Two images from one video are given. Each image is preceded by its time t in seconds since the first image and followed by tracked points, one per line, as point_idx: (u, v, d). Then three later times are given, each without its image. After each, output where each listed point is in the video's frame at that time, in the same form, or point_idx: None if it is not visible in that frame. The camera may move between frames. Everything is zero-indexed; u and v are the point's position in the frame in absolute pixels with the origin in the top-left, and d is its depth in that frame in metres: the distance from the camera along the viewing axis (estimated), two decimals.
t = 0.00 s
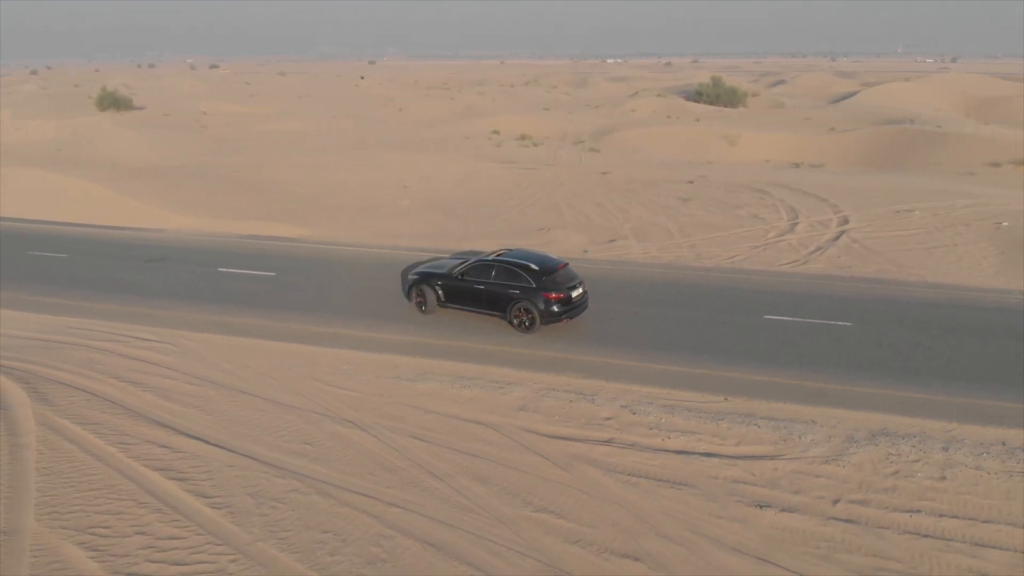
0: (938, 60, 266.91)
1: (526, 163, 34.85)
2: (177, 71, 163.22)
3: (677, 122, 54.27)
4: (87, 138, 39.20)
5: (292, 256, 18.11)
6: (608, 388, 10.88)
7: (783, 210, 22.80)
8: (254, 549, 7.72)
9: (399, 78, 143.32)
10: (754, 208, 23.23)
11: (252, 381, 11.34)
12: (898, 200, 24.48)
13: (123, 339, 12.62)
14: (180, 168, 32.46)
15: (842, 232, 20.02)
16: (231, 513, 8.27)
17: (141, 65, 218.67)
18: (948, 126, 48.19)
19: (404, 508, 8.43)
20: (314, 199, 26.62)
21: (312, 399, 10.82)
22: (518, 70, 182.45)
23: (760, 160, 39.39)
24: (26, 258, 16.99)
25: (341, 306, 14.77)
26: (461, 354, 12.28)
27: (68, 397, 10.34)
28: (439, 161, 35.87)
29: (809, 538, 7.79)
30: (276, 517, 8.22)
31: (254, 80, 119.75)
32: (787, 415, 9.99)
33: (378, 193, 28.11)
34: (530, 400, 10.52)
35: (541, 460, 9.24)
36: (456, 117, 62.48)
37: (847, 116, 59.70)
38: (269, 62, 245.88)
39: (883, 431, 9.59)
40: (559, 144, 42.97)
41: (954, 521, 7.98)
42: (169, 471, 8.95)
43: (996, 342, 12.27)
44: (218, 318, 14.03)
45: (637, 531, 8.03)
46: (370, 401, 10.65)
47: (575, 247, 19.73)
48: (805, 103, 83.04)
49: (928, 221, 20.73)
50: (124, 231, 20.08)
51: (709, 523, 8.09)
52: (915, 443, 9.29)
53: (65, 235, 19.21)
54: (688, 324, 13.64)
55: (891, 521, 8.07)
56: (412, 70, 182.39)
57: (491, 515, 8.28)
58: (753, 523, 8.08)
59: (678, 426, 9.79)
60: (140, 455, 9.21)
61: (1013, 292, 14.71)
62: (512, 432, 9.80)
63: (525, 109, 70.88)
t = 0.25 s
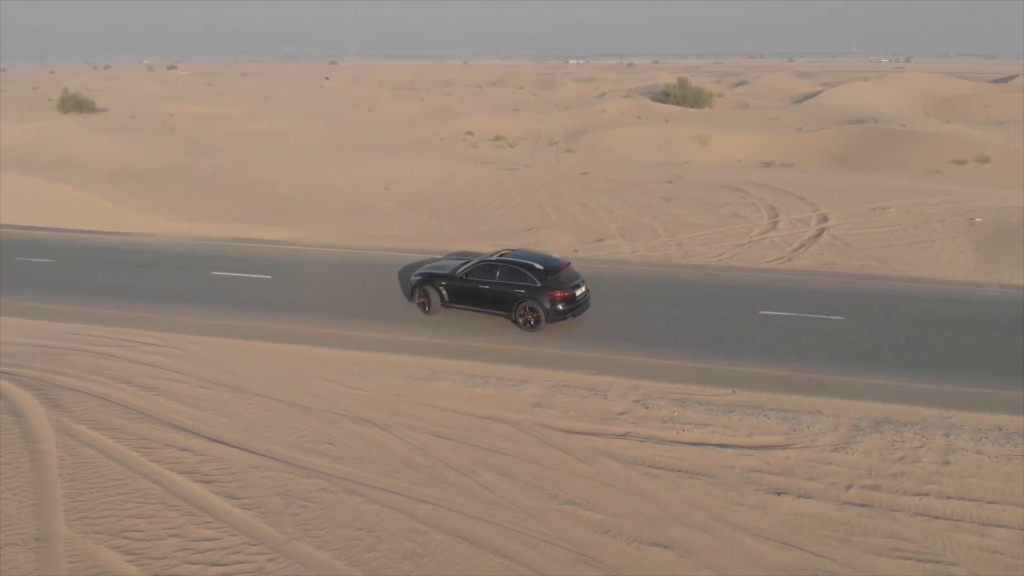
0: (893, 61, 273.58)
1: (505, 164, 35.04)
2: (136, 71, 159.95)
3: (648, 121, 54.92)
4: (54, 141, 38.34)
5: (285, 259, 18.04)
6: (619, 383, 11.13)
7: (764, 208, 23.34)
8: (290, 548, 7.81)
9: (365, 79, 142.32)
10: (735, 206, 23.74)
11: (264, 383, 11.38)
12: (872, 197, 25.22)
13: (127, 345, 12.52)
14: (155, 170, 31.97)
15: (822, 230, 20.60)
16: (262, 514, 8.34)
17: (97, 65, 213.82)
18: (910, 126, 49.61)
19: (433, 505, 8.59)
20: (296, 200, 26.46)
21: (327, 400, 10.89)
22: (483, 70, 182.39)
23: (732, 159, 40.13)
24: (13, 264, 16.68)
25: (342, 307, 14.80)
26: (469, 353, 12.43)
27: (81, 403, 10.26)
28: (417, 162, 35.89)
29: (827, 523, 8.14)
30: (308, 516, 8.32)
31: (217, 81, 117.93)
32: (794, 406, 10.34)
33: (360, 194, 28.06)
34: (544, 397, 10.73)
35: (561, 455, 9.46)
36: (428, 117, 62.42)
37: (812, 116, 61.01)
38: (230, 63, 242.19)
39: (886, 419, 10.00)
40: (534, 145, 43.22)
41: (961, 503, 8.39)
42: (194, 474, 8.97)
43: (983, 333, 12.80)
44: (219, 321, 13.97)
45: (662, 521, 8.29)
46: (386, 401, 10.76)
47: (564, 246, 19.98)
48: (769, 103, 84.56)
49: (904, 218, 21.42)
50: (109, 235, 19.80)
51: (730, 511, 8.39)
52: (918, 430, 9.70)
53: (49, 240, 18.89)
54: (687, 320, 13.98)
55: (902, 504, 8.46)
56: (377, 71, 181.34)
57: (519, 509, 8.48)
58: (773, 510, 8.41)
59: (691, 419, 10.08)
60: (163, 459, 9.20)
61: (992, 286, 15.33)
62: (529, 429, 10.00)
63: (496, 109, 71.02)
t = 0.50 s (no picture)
0: (843, 61, 280.59)
1: (480, 165, 35.21)
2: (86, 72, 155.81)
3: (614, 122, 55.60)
4: (14, 144, 37.26)
5: (276, 262, 17.95)
6: (628, 378, 11.45)
7: (741, 206, 23.95)
8: (331, 546, 7.93)
9: (323, 80, 140.82)
10: (713, 205, 24.31)
11: (278, 384, 11.41)
12: (842, 195, 26.05)
13: (132, 350, 12.41)
14: (125, 173, 31.35)
15: (800, 227, 21.25)
16: (298, 513, 8.44)
17: (43, 66, 207.61)
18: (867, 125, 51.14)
19: (465, 500, 8.78)
20: (276, 203, 26.26)
21: (344, 400, 10.99)
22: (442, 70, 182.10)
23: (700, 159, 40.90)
24: None
25: (342, 309, 14.85)
26: (477, 351, 12.62)
27: (97, 409, 10.18)
28: (392, 163, 35.86)
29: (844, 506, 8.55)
30: (344, 515, 8.45)
31: (173, 82, 115.51)
32: (799, 396, 10.77)
33: (339, 196, 27.94)
34: (559, 393, 10.99)
35: (583, 448, 9.73)
36: (394, 118, 62.20)
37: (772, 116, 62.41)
38: (182, 63, 237.30)
39: (888, 407, 10.48)
40: (505, 146, 43.46)
41: (966, 483, 8.87)
42: (223, 476, 9.01)
43: (965, 324, 13.43)
44: (220, 325, 13.90)
45: (688, 508, 8.62)
46: (403, 400, 10.90)
47: (552, 246, 20.27)
48: (728, 103, 86.16)
49: (875, 215, 22.18)
50: (92, 241, 19.48)
51: (752, 497, 8.75)
52: (918, 416, 10.19)
53: (31, 246, 18.53)
54: (683, 316, 14.37)
55: (911, 486, 8.91)
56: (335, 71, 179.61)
57: (549, 501, 8.73)
58: (792, 494, 8.79)
59: (703, 411, 10.44)
60: (189, 462, 9.22)
61: (967, 279, 16.05)
62: (548, 424, 10.24)
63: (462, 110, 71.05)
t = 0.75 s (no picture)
0: (798, 62, 286.42)
1: (458, 166, 35.32)
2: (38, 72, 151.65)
3: (585, 123, 56.10)
4: None
5: (269, 266, 17.90)
6: (637, 373, 11.73)
7: (721, 204, 24.47)
8: (368, 543, 8.05)
9: (285, 81, 139.20)
10: (694, 203, 24.78)
11: (290, 387, 11.46)
12: (817, 193, 26.77)
13: (139, 356, 12.35)
14: (98, 176, 30.80)
15: (780, 225, 21.82)
16: (331, 513, 8.54)
17: None
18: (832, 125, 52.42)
19: (492, 495, 8.96)
20: (258, 207, 26.09)
21: (359, 401, 11.08)
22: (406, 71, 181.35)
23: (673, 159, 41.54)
24: None
25: (344, 312, 14.89)
26: (485, 351, 12.80)
27: (114, 415, 10.15)
28: (369, 165, 35.76)
29: (857, 492, 8.94)
30: (376, 513, 8.57)
31: (132, 83, 113.14)
32: (803, 388, 11.17)
33: (321, 199, 27.83)
34: (571, 389, 11.23)
35: (601, 442, 9.98)
36: (364, 119, 61.85)
37: (738, 116, 63.53)
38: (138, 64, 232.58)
39: (887, 396, 10.92)
40: (480, 147, 43.59)
41: (969, 466, 9.31)
42: (251, 478, 9.05)
43: (950, 316, 13.99)
44: (224, 329, 13.87)
45: (710, 497, 8.93)
46: (419, 400, 11.03)
47: (541, 245, 20.50)
48: (693, 103, 87.38)
49: (851, 213, 22.89)
50: (77, 246, 19.18)
51: (769, 484, 9.10)
52: (917, 404, 10.64)
53: (15, 253, 18.19)
54: (680, 313, 14.74)
55: (917, 470, 9.33)
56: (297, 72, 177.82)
57: (575, 495, 8.96)
58: (806, 482, 9.15)
59: (713, 403, 10.78)
60: (215, 465, 9.24)
61: (946, 273, 16.69)
62: (565, 420, 10.48)
63: (430, 111, 70.94)
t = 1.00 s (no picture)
0: (751, 62, 292.08)
1: (433, 168, 35.38)
2: None
3: (553, 125, 56.53)
4: None
5: (262, 270, 17.82)
6: (645, 368, 12.07)
7: (700, 203, 25.03)
8: (409, 540, 8.22)
9: (242, 82, 137.09)
10: (674, 203, 25.31)
11: (306, 389, 11.52)
12: (790, 192, 27.53)
13: (146, 362, 12.27)
14: (66, 181, 30.11)
15: (759, 223, 22.44)
16: (367, 511, 8.68)
17: None
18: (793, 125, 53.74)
19: (522, 490, 9.18)
20: (238, 211, 25.85)
21: (376, 402, 11.21)
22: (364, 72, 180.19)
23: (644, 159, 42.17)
24: None
25: (345, 315, 14.95)
26: (493, 351, 13.01)
27: (134, 421, 10.11)
28: (343, 168, 35.60)
29: (868, 476, 9.39)
30: (411, 510, 8.74)
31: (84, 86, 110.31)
32: (806, 379, 11.63)
33: (300, 203, 27.66)
34: (584, 386, 11.50)
35: (621, 435, 10.28)
36: (329, 121, 61.36)
37: (701, 116, 64.62)
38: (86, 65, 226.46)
39: (886, 385, 11.43)
40: (452, 149, 43.68)
41: (970, 449, 9.83)
42: (283, 480, 9.13)
43: (933, 308, 14.64)
44: (227, 334, 13.82)
45: (731, 485, 9.29)
46: (436, 400, 11.20)
47: (530, 246, 20.75)
48: (655, 104, 88.52)
49: (826, 210, 23.64)
50: (60, 254, 18.85)
51: (786, 471, 9.50)
52: (915, 392, 11.17)
53: None
54: (677, 310, 15.14)
55: (922, 454, 9.81)
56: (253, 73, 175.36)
57: (602, 486, 9.25)
58: (821, 468, 9.56)
59: (723, 396, 11.17)
60: (245, 468, 9.30)
61: (924, 268, 17.40)
62: (582, 415, 10.76)
63: (395, 113, 70.64)
